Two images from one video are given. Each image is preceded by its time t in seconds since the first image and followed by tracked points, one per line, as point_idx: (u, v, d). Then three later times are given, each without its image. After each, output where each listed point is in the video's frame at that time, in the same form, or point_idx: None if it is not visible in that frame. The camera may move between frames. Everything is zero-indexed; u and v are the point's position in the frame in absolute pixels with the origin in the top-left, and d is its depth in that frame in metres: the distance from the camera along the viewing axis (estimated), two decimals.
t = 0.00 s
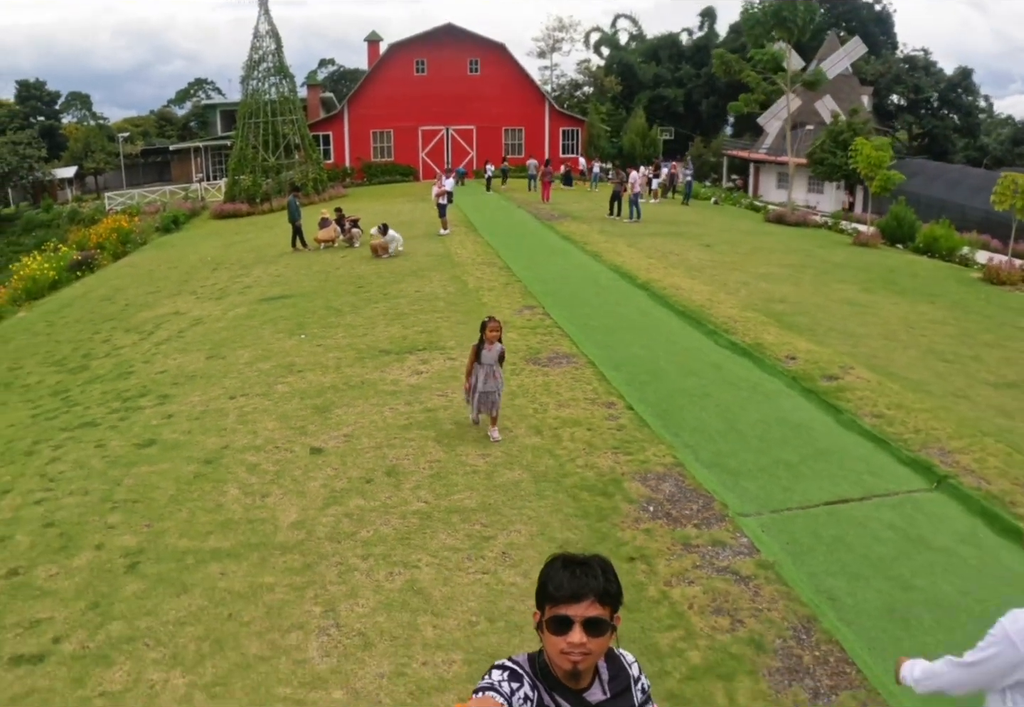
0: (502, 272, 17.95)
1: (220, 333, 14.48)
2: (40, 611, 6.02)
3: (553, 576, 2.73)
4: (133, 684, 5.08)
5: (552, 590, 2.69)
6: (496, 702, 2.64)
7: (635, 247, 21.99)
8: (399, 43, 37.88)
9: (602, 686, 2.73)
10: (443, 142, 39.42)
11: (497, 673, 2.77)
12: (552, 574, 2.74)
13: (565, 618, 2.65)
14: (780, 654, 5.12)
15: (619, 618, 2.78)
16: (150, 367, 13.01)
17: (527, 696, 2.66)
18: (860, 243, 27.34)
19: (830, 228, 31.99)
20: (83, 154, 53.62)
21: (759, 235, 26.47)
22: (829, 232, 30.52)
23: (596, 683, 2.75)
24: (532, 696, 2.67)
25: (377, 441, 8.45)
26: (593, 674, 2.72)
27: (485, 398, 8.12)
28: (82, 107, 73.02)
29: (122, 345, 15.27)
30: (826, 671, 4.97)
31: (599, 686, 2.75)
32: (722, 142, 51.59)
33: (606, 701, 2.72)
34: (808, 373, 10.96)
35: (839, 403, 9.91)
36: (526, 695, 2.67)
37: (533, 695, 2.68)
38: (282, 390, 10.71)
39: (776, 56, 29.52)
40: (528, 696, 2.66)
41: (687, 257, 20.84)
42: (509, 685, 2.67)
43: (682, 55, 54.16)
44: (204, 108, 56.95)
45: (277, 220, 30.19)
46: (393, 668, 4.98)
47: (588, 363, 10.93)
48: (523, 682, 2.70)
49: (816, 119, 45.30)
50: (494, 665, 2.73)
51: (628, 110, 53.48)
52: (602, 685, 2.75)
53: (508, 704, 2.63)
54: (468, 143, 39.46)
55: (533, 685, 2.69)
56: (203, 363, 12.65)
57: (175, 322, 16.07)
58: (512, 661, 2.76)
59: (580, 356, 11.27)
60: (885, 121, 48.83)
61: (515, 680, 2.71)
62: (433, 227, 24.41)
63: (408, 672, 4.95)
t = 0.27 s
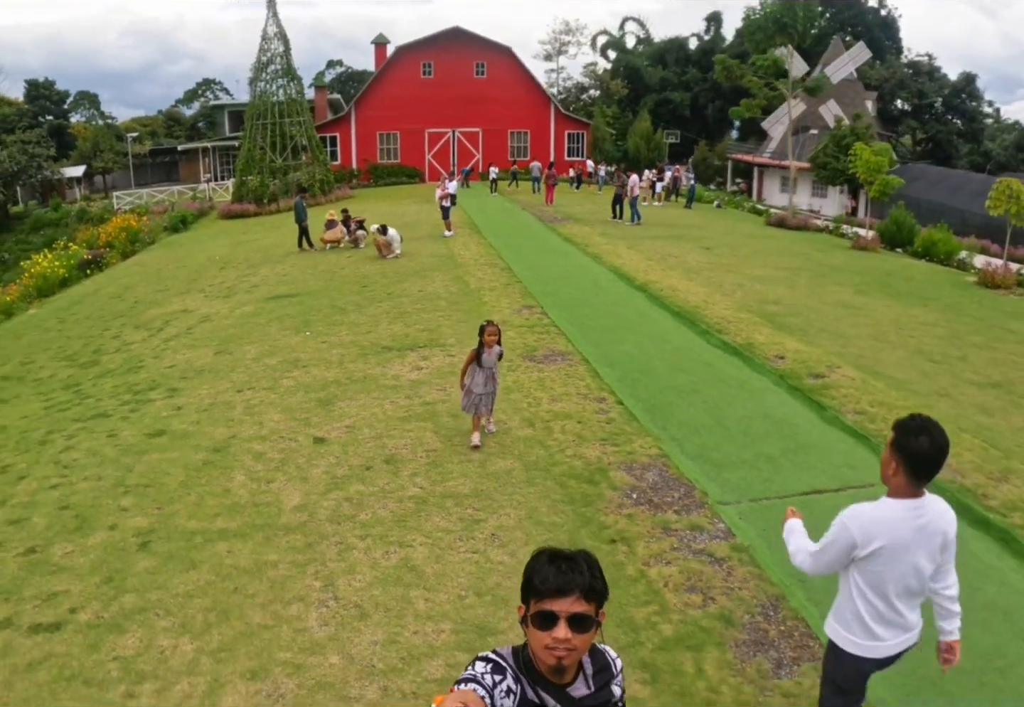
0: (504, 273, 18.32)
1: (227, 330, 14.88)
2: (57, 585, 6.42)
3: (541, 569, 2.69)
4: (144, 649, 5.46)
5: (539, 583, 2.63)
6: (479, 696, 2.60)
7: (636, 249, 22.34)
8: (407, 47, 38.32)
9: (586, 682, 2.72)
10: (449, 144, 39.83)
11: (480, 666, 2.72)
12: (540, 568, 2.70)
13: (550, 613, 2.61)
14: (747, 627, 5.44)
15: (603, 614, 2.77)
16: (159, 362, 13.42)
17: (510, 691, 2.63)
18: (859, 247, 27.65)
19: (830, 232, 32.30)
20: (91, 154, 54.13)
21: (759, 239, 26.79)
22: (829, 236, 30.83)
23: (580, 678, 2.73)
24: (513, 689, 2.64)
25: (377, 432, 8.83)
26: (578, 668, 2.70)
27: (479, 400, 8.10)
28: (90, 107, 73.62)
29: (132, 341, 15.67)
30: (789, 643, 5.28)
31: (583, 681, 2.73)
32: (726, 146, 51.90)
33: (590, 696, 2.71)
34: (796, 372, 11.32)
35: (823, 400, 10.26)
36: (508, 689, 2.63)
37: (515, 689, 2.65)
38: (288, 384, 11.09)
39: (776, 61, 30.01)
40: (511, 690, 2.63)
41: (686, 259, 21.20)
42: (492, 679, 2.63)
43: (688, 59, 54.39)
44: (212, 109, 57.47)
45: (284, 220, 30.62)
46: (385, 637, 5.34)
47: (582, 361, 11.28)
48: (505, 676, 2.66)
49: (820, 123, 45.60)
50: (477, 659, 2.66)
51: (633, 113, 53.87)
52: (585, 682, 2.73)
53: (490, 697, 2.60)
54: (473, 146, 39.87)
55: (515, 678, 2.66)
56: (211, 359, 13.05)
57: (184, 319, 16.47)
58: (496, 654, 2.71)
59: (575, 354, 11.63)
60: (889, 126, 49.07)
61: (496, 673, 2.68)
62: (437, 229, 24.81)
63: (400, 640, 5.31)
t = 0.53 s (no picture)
0: (503, 269, 18.66)
1: (232, 324, 15.26)
2: (67, 558, 6.76)
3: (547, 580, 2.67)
4: (149, 615, 5.79)
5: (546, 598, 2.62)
6: None
7: (634, 247, 22.66)
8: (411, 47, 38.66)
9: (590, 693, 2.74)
10: (453, 144, 40.15)
11: (482, 678, 2.74)
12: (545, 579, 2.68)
13: (558, 628, 2.62)
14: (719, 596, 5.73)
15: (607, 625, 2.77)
16: (165, 355, 13.78)
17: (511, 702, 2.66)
18: (856, 245, 27.93)
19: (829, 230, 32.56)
20: (97, 153, 54.59)
21: (757, 237, 27.08)
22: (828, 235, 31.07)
23: (583, 690, 2.75)
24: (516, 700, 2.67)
25: (375, 418, 9.18)
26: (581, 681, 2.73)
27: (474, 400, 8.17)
28: (95, 106, 74.18)
29: (139, 335, 16.05)
30: (760, 611, 5.55)
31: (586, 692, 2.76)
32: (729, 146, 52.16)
33: None
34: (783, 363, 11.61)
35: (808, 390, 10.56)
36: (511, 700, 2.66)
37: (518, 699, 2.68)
38: (290, 374, 11.44)
39: (774, 62, 30.33)
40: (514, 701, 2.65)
41: (683, 257, 21.50)
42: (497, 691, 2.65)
43: (692, 59, 54.63)
44: (217, 109, 57.87)
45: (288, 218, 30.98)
46: (377, 604, 5.66)
47: (576, 353, 11.59)
48: (508, 688, 2.68)
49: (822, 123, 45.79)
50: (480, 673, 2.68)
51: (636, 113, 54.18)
52: (588, 692, 2.77)
53: None
54: (477, 145, 40.20)
55: (518, 690, 2.68)
56: (216, 351, 13.40)
57: (189, 314, 16.84)
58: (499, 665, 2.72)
59: (568, 346, 11.93)
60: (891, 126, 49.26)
61: (499, 684, 2.70)
62: (439, 227, 25.16)
63: (391, 606, 5.62)
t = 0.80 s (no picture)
0: (503, 268, 19.01)
1: (237, 320, 15.65)
2: (81, 537, 7.16)
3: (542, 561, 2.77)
4: (158, 588, 6.17)
5: (539, 578, 2.71)
6: (478, 682, 2.67)
7: (634, 246, 22.99)
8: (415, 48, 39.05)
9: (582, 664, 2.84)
10: (457, 144, 40.53)
11: (475, 653, 2.80)
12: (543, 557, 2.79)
13: (552, 610, 2.69)
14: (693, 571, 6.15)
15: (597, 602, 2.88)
16: (172, 350, 14.18)
17: (507, 676, 2.74)
18: (854, 245, 28.21)
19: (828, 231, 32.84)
20: (102, 152, 55.01)
21: (755, 237, 27.39)
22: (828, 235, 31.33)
23: (574, 662, 2.85)
24: (511, 673, 2.74)
25: (374, 409, 9.56)
26: (574, 656, 2.81)
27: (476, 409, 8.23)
28: (101, 105, 74.66)
29: (146, 331, 16.45)
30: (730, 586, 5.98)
31: (577, 664, 2.84)
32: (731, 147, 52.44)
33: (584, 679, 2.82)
34: (771, 358, 11.95)
35: (793, 384, 10.90)
36: (507, 675, 2.74)
37: (512, 673, 2.75)
38: (293, 368, 11.83)
39: (772, 64, 30.68)
40: (509, 676, 2.73)
41: (681, 256, 21.83)
42: (493, 666, 2.72)
43: (695, 61, 54.88)
44: (222, 109, 58.25)
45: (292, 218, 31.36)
46: (371, 577, 6.03)
47: (570, 348, 11.94)
48: (502, 661, 2.77)
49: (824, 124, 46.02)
50: (475, 647, 2.73)
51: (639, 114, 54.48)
52: (580, 665, 2.86)
53: (489, 683, 2.69)
54: (481, 146, 40.59)
55: (512, 662, 2.77)
56: (221, 346, 13.80)
57: (195, 311, 17.23)
58: (492, 640, 2.79)
59: (563, 342, 12.30)
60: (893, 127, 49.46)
61: (493, 659, 2.77)
62: (441, 226, 25.52)
63: (384, 579, 6.00)
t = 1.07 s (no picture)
0: (506, 265, 19.31)
1: (245, 313, 15.99)
2: (94, 513, 7.50)
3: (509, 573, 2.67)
4: (168, 558, 6.50)
5: (524, 593, 2.61)
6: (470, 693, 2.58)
7: (637, 245, 23.27)
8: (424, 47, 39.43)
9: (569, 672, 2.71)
10: (465, 143, 40.87)
11: (462, 664, 2.70)
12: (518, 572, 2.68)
13: (542, 625, 2.59)
14: (677, 548, 6.49)
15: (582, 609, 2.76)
16: (182, 341, 14.54)
17: (495, 686, 2.65)
18: (856, 246, 28.39)
19: (832, 232, 33.02)
20: (113, 150, 55.58)
21: (758, 237, 27.62)
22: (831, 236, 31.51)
23: (561, 671, 2.73)
24: (499, 683, 2.66)
25: (377, 396, 9.88)
26: (560, 665, 2.71)
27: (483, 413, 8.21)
28: (112, 103, 75.37)
29: (156, 323, 16.82)
30: (710, 563, 6.29)
31: (565, 672, 2.73)
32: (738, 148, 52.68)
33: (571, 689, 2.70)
34: (764, 352, 12.24)
35: (785, 377, 11.18)
36: (495, 684, 2.65)
37: (500, 683, 2.66)
38: (299, 358, 12.16)
39: (776, 65, 30.87)
40: (497, 686, 2.64)
41: (683, 255, 22.08)
42: (480, 677, 2.62)
43: (703, 62, 55.12)
44: (231, 107, 58.76)
45: (300, 216, 31.73)
46: (370, 549, 6.35)
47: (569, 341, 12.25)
48: (490, 673, 2.67)
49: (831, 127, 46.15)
50: (463, 660, 2.63)
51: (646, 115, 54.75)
52: (568, 673, 2.73)
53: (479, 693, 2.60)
54: (488, 145, 40.91)
55: (498, 672, 2.68)
56: (230, 337, 14.15)
57: (204, 304, 17.59)
58: (479, 651, 2.69)
59: (563, 335, 12.61)
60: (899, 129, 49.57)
61: (480, 670, 2.67)
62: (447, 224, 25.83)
63: (383, 551, 6.32)
